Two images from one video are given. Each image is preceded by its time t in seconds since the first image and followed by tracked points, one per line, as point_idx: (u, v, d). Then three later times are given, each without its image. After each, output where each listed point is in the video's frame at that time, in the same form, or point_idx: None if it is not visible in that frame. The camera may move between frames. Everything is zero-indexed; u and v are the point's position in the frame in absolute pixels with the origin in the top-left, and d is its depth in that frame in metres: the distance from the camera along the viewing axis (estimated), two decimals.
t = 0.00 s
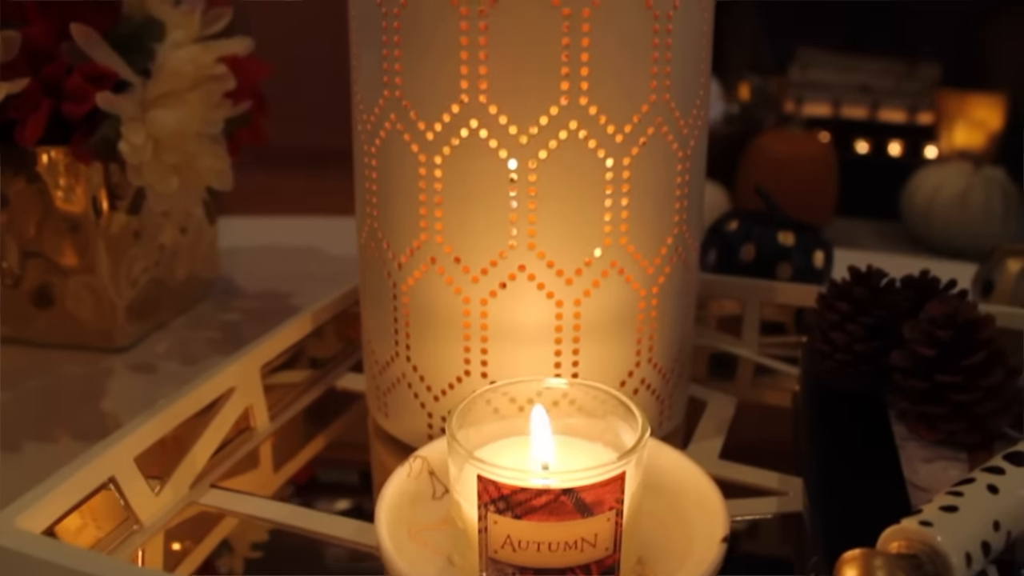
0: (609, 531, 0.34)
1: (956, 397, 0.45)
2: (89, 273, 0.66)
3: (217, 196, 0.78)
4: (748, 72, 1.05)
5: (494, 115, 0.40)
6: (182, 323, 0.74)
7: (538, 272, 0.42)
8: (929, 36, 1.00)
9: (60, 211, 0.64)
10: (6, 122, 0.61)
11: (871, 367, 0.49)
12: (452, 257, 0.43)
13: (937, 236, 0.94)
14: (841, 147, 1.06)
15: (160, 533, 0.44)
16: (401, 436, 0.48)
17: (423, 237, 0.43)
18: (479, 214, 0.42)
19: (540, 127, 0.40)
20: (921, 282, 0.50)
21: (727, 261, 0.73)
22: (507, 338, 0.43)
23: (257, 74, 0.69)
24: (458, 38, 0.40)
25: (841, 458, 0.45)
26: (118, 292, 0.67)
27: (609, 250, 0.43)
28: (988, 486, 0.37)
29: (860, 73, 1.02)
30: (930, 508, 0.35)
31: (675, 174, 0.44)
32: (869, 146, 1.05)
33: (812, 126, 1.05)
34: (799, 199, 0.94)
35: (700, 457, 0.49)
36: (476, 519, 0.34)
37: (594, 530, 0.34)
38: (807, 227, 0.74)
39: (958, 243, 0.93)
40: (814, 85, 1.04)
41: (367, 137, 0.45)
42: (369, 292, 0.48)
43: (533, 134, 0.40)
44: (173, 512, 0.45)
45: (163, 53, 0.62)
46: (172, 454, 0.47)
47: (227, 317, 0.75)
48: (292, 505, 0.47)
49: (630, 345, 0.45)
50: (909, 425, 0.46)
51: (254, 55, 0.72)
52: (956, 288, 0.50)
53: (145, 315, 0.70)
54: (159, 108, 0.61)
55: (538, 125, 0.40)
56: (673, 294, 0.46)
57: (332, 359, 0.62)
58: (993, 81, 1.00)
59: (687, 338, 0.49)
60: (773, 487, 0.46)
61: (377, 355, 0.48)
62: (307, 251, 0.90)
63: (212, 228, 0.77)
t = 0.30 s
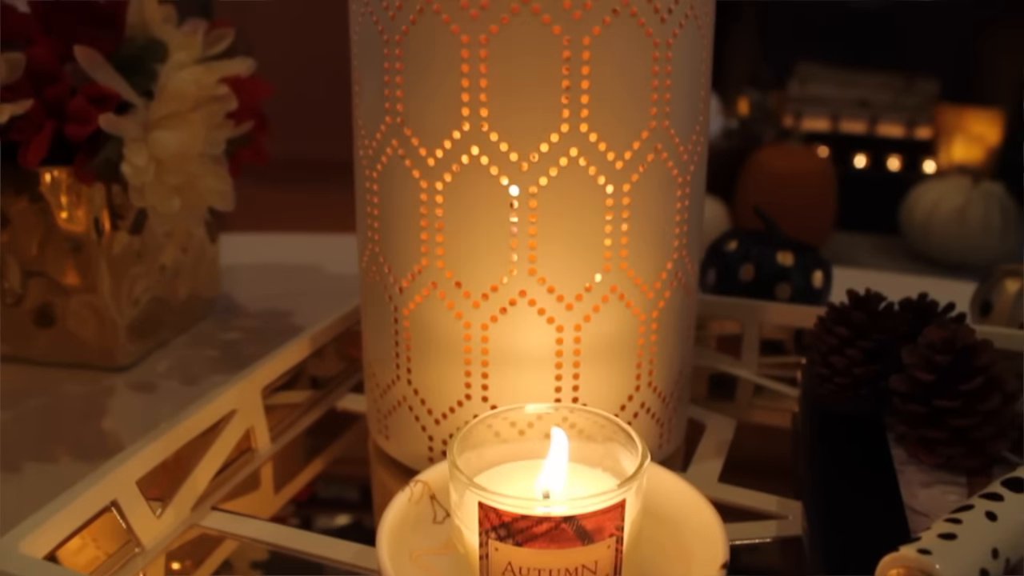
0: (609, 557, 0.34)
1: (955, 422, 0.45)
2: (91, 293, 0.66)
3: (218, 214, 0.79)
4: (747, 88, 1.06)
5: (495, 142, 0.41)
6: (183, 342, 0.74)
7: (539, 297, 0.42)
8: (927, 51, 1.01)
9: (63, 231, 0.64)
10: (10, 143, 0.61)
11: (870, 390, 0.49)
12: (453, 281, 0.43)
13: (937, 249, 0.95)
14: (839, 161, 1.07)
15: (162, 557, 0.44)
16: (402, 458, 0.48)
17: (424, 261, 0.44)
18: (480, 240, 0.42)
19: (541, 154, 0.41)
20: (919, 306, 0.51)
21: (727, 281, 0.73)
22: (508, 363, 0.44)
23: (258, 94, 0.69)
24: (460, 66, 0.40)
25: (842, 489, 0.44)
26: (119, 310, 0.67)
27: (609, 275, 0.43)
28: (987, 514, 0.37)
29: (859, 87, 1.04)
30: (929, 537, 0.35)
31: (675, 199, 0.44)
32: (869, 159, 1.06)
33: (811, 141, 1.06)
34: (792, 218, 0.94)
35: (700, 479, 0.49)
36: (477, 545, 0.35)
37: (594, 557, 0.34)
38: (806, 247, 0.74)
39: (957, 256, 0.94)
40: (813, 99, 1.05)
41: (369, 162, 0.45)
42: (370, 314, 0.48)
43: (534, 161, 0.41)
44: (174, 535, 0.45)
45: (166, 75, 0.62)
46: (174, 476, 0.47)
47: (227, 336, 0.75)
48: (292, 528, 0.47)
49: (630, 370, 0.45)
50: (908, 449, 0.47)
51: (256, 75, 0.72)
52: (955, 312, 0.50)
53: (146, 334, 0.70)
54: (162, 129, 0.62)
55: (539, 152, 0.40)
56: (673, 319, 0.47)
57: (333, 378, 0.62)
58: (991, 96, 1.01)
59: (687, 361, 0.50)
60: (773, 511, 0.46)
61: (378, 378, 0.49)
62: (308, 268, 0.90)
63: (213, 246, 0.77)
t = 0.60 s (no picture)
0: None
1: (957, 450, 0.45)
2: (94, 313, 0.66)
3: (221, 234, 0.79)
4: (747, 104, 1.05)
5: (499, 171, 0.41)
6: (185, 362, 0.74)
7: (542, 326, 0.43)
8: (928, 67, 1.02)
9: (67, 252, 0.64)
10: (15, 166, 0.61)
11: (872, 417, 0.49)
12: (456, 309, 0.43)
13: (938, 264, 0.96)
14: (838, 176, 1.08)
15: None
16: (404, 483, 0.49)
17: (428, 289, 0.44)
18: (484, 269, 0.42)
19: (544, 183, 0.41)
20: (920, 332, 0.51)
21: (728, 303, 0.73)
22: (511, 390, 0.44)
23: (262, 115, 0.69)
24: (465, 97, 0.40)
25: (843, 519, 0.45)
26: (122, 332, 0.67)
27: (612, 303, 0.43)
28: (987, 543, 0.37)
29: (858, 102, 1.04)
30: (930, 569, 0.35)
31: (677, 227, 0.45)
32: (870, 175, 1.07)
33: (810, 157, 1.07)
34: (794, 231, 0.94)
35: (701, 505, 0.49)
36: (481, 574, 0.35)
37: None
38: (806, 269, 0.74)
39: (958, 271, 0.96)
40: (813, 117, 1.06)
41: (373, 189, 0.45)
42: (374, 340, 0.48)
43: (538, 190, 0.41)
44: (178, 560, 0.46)
45: (170, 97, 0.62)
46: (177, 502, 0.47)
47: (229, 356, 0.75)
48: (294, 555, 0.47)
49: (632, 396, 0.45)
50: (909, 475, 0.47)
51: (259, 96, 0.73)
52: (956, 339, 0.50)
53: (148, 355, 0.70)
54: (166, 151, 0.62)
55: (543, 182, 0.41)
56: (675, 345, 0.47)
57: (335, 400, 0.62)
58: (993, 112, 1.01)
59: (689, 387, 0.50)
60: (773, 537, 0.47)
61: (381, 403, 0.49)
62: (309, 287, 0.90)
63: (216, 266, 0.77)
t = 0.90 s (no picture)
0: None
1: (959, 470, 0.45)
2: (98, 333, 0.66)
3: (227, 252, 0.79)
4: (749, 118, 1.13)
5: (503, 195, 0.41)
6: (189, 381, 0.74)
7: (546, 347, 0.43)
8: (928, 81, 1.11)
9: (72, 272, 0.65)
10: (22, 187, 0.62)
11: (875, 436, 0.50)
12: (461, 331, 0.44)
13: (941, 278, 0.99)
14: (842, 190, 1.16)
15: None
16: (409, 503, 0.49)
17: (433, 311, 0.44)
18: (488, 291, 0.43)
19: (548, 207, 0.41)
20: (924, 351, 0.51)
21: (731, 321, 0.73)
22: (516, 411, 0.44)
23: (267, 135, 0.70)
24: (469, 121, 0.41)
25: (846, 544, 0.45)
26: (127, 351, 0.67)
27: (615, 325, 0.43)
28: (992, 566, 0.38)
29: (860, 118, 1.13)
30: None
31: (680, 249, 0.45)
32: (872, 190, 1.15)
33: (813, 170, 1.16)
34: (796, 248, 0.95)
35: (705, 524, 0.49)
36: None
37: None
38: (809, 287, 0.74)
39: (960, 285, 0.97)
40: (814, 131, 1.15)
41: (378, 212, 0.46)
42: (378, 360, 0.48)
43: (542, 213, 0.41)
44: None
45: (176, 119, 0.63)
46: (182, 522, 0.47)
47: (234, 375, 0.75)
48: None
49: (636, 417, 0.46)
50: (912, 495, 0.47)
51: (265, 117, 0.73)
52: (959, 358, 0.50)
53: (153, 374, 0.71)
54: (172, 173, 0.62)
55: (547, 206, 0.41)
56: (678, 366, 0.47)
57: (341, 419, 0.63)
58: (989, 124, 1.11)
59: (692, 408, 0.50)
60: (778, 556, 0.45)
61: (386, 423, 0.49)
62: (314, 305, 0.91)
63: (220, 285, 0.78)
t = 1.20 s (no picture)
0: None
1: (958, 485, 0.45)
2: (103, 350, 0.67)
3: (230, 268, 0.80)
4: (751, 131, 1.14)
5: (505, 216, 0.42)
6: (194, 397, 0.75)
7: (548, 366, 0.43)
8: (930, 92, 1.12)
9: (77, 290, 0.65)
10: (28, 206, 0.63)
11: (875, 452, 0.50)
12: (463, 350, 0.44)
13: (942, 288, 0.99)
14: (843, 202, 1.17)
15: None
16: (413, 521, 0.49)
17: (435, 330, 0.45)
18: (490, 311, 0.43)
19: (550, 228, 0.42)
20: (923, 367, 0.52)
21: (732, 335, 0.74)
22: (518, 429, 0.45)
23: (271, 153, 0.70)
24: (471, 143, 0.41)
25: (846, 556, 0.46)
26: (131, 368, 0.68)
27: (616, 344, 0.44)
28: None
29: (859, 129, 1.15)
30: None
31: (681, 268, 0.45)
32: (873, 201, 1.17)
33: (813, 181, 1.17)
34: (796, 262, 0.95)
35: (706, 540, 0.50)
36: None
37: None
38: (809, 301, 0.75)
39: (962, 296, 0.98)
40: (815, 141, 1.17)
41: (381, 233, 0.46)
42: (382, 378, 0.49)
43: (544, 234, 0.42)
44: None
45: (181, 139, 0.64)
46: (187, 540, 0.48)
47: (238, 391, 0.76)
48: None
49: (637, 435, 0.46)
50: (911, 509, 0.47)
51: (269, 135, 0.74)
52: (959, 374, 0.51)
53: (158, 391, 0.71)
54: (177, 191, 0.63)
55: (548, 227, 0.42)
56: (679, 384, 0.47)
57: (345, 435, 0.63)
58: (993, 131, 1.12)
59: (693, 425, 0.50)
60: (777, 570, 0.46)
61: (390, 441, 0.49)
62: (318, 320, 0.91)
63: (224, 301, 0.78)
